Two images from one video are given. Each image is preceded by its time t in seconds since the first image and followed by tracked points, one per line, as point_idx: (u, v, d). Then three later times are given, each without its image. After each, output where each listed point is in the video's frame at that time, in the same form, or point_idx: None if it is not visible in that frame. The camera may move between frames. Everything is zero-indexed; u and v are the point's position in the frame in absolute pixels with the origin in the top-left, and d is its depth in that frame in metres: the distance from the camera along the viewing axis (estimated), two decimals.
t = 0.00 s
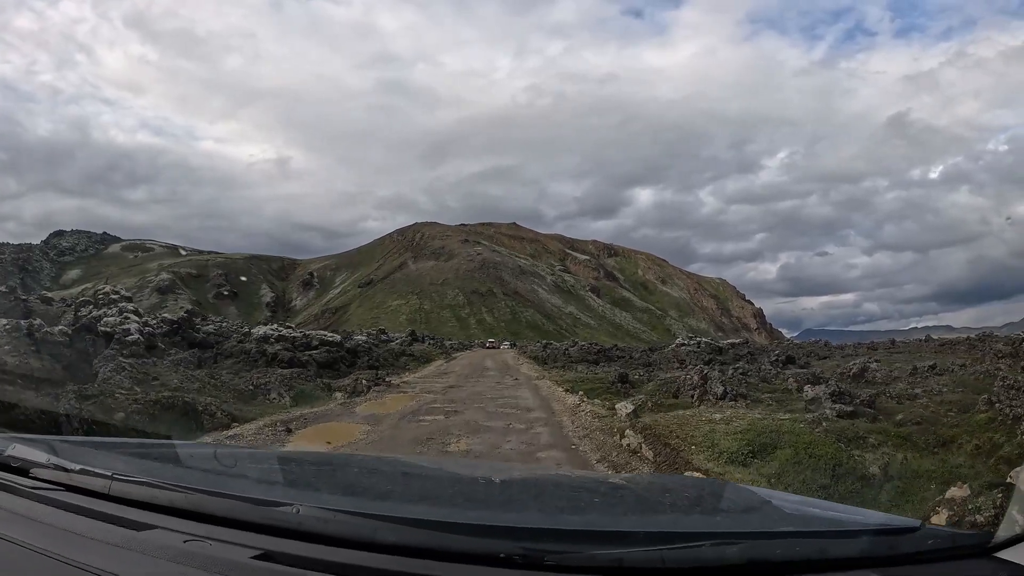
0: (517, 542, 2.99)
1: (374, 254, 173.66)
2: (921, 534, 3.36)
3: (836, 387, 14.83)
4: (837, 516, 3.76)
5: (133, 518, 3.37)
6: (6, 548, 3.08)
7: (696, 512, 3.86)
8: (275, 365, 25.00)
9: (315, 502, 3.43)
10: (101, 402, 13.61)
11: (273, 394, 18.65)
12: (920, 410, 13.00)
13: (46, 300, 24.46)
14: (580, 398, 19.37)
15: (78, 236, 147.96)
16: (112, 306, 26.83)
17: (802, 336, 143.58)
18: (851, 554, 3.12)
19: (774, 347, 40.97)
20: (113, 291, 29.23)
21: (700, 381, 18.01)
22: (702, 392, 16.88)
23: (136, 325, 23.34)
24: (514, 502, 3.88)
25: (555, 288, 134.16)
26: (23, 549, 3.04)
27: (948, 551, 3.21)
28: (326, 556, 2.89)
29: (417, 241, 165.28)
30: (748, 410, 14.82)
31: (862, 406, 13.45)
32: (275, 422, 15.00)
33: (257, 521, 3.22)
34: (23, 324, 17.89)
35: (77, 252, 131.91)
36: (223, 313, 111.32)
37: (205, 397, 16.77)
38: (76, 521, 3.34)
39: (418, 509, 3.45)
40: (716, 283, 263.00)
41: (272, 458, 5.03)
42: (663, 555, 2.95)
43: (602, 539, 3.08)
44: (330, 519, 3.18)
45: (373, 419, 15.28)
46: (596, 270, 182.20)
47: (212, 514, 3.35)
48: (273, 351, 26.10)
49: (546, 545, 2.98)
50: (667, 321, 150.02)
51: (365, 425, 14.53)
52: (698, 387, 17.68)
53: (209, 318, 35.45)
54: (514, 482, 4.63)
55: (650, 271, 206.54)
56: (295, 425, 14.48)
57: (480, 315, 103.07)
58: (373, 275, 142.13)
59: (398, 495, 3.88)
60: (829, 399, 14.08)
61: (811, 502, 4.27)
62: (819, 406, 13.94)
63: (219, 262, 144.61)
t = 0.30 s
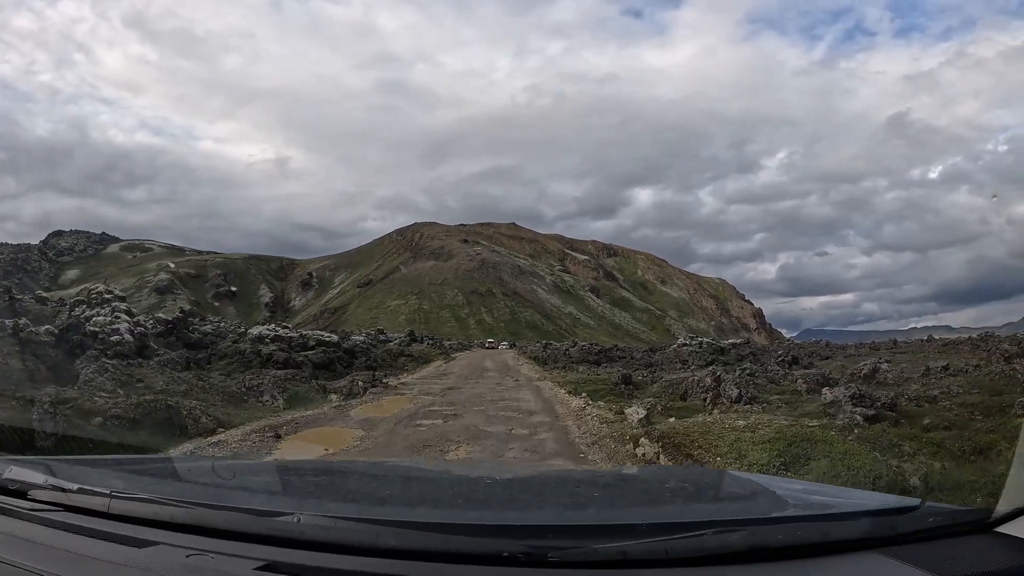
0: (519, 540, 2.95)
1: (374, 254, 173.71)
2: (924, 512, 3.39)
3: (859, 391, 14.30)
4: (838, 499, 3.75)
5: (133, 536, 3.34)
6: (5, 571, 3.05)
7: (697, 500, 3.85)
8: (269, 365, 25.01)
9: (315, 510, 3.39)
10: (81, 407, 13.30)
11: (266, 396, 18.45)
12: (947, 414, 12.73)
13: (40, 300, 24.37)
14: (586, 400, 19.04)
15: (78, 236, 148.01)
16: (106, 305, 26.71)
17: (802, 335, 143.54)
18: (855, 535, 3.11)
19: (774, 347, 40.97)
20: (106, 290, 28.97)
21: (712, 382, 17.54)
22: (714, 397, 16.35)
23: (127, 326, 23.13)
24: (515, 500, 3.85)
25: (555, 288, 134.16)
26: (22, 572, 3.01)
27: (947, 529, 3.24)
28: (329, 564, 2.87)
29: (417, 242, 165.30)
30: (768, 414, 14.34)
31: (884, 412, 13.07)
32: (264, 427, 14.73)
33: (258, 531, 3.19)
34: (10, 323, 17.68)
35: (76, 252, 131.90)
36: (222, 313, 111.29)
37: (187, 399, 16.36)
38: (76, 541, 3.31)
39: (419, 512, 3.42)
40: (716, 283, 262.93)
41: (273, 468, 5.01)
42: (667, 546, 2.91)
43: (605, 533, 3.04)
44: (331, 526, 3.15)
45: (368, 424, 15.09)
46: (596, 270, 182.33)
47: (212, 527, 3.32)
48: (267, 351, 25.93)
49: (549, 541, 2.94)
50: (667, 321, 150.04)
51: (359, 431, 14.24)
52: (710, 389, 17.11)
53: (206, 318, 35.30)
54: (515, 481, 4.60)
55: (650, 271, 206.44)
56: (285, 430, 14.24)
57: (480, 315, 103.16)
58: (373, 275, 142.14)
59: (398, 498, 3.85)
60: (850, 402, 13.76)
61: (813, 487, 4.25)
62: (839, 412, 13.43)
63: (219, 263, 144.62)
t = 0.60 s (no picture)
0: (514, 535, 2.97)
1: (373, 254, 173.59)
2: (916, 504, 3.42)
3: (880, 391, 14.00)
4: (831, 492, 3.78)
5: (130, 535, 3.36)
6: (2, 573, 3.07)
7: (689, 494, 3.88)
8: (262, 365, 24.96)
9: (310, 506, 3.41)
10: (57, 405, 13.08)
11: (255, 398, 18.31)
12: (973, 416, 12.45)
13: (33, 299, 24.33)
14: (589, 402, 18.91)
15: (76, 237, 147.86)
16: (97, 305, 26.57)
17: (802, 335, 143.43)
18: (845, 529, 3.14)
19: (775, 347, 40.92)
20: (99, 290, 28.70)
21: (725, 384, 17.13)
22: (728, 399, 16.10)
23: (114, 325, 22.94)
24: (511, 495, 3.87)
25: (554, 288, 134.10)
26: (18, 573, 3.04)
27: (936, 523, 3.27)
28: (325, 560, 2.89)
29: (416, 241, 165.24)
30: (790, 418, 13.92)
31: (909, 414, 12.95)
32: (251, 430, 14.57)
33: (254, 528, 3.21)
34: None
35: (75, 252, 131.72)
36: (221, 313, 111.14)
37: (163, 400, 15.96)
38: (72, 540, 3.33)
39: (414, 507, 3.44)
40: (716, 283, 262.92)
41: (267, 465, 5.04)
42: (661, 540, 2.93)
43: (599, 527, 3.06)
44: (327, 522, 3.17)
45: (359, 428, 14.94)
46: (595, 270, 182.20)
47: (208, 524, 3.34)
48: (260, 351, 25.82)
49: (544, 535, 2.97)
50: (667, 321, 149.90)
51: (351, 434, 14.08)
52: (725, 391, 16.85)
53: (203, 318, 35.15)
54: (512, 476, 4.63)
55: (650, 271, 206.27)
56: (272, 434, 14.07)
57: (479, 314, 103.09)
58: (372, 275, 142.04)
59: (393, 494, 3.87)
60: (871, 404, 13.53)
61: (808, 481, 4.28)
62: (862, 414, 13.21)
63: (218, 263, 144.57)
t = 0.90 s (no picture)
0: (513, 534, 2.96)
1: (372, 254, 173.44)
2: (914, 511, 3.40)
3: (905, 394, 13.29)
4: (829, 497, 3.76)
5: (128, 527, 3.35)
6: None
7: (688, 496, 3.86)
8: (255, 366, 24.95)
9: (309, 502, 3.39)
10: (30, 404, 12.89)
11: (244, 400, 18.22)
12: (1002, 420, 11.98)
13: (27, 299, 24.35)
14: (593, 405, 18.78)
15: (75, 236, 147.86)
16: (88, 305, 26.43)
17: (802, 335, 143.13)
18: (843, 533, 3.12)
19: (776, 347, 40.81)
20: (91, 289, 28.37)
21: (737, 386, 16.56)
22: (742, 400, 15.42)
23: (102, 324, 22.77)
24: (511, 494, 3.86)
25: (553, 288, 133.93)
26: (20, 563, 3.01)
27: (935, 529, 3.25)
28: (324, 556, 2.87)
29: (416, 241, 165.11)
30: (810, 424, 13.34)
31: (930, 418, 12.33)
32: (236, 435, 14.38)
33: (253, 523, 3.20)
34: None
35: (74, 252, 131.67)
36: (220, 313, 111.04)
37: (138, 404, 15.58)
38: (70, 532, 3.32)
39: (413, 505, 3.43)
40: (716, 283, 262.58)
41: (265, 460, 5.02)
42: (660, 541, 2.92)
43: (598, 527, 3.05)
44: (326, 518, 3.15)
45: (347, 433, 14.72)
46: (595, 270, 182.05)
47: (207, 518, 3.33)
48: (254, 352, 25.73)
49: (542, 535, 2.95)
50: (666, 321, 149.69)
51: (336, 441, 13.77)
52: (737, 392, 16.21)
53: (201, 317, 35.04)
54: (514, 475, 4.61)
55: (649, 271, 206.10)
56: (257, 439, 13.87)
57: (478, 314, 102.97)
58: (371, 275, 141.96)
59: (393, 492, 3.85)
60: (892, 407, 12.85)
61: (810, 486, 4.24)
62: (884, 421, 12.55)
63: (218, 263, 144.52)
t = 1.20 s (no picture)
0: (496, 535, 2.92)
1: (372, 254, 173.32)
2: (899, 525, 3.36)
3: (927, 395, 13.16)
4: (816, 508, 3.72)
5: (112, 515, 3.32)
6: None
7: (674, 504, 3.82)
8: (246, 365, 24.88)
9: (294, 496, 3.36)
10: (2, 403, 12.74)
11: (231, 400, 18.17)
12: None
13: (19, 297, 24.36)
14: (594, 409, 18.62)
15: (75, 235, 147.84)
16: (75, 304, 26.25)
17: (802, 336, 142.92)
18: (828, 544, 3.08)
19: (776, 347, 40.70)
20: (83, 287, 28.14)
21: (750, 390, 16.35)
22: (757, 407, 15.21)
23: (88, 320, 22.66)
24: (499, 495, 3.83)
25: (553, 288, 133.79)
26: (5, 548, 2.98)
27: (920, 544, 3.21)
28: (307, 551, 2.84)
29: (415, 241, 164.98)
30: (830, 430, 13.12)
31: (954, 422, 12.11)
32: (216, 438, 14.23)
33: (238, 516, 3.16)
34: None
35: (74, 252, 131.60)
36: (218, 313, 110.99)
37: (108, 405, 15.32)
38: (54, 518, 3.30)
39: (398, 503, 3.39)
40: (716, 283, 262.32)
41: (253, 453, 4.98)
42: (643, 547, 2.89)
43: (582, 531, 3.01)
44: (310, 512, 3.11)
45: (333, 438, 14.54)
46: (594, 270, 181.96)
47: (190, 509, 3.30)
48: (245, 351, 25.65)
49: (525, 537, 2.92)
50: (666, 322, 149.53)
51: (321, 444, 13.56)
52: (750, 396, 16.04)
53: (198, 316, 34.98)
54: (504, 476, 4.56)
55: (649, 271, 205.94)
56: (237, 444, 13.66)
57: (477, 314, 102.88)
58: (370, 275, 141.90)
59: (380, 489, 3.82)
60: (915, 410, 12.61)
61: (801, 497, 4.19)
62: (907, 425, 12.30)
63: (217, 262, 144.46)
